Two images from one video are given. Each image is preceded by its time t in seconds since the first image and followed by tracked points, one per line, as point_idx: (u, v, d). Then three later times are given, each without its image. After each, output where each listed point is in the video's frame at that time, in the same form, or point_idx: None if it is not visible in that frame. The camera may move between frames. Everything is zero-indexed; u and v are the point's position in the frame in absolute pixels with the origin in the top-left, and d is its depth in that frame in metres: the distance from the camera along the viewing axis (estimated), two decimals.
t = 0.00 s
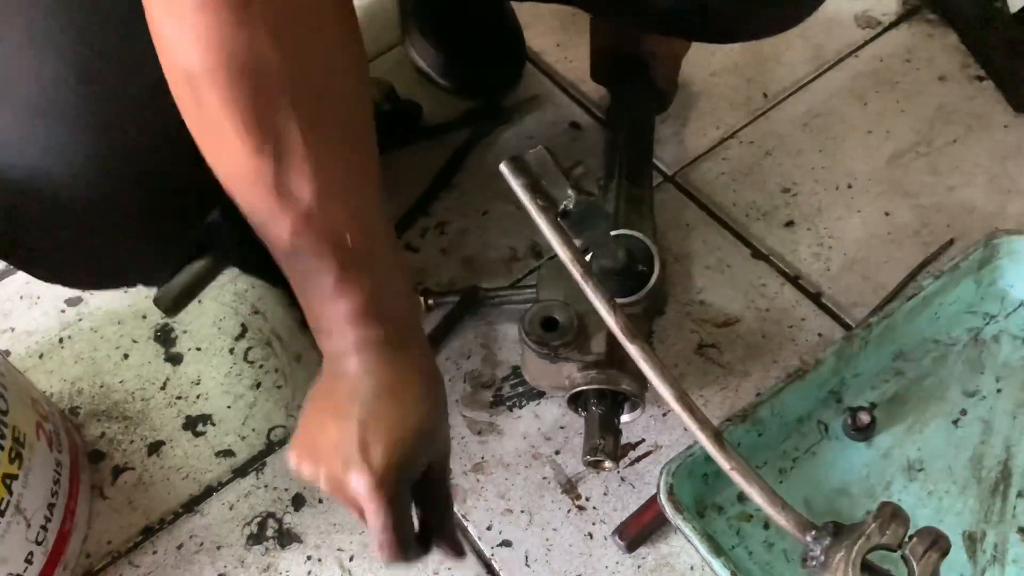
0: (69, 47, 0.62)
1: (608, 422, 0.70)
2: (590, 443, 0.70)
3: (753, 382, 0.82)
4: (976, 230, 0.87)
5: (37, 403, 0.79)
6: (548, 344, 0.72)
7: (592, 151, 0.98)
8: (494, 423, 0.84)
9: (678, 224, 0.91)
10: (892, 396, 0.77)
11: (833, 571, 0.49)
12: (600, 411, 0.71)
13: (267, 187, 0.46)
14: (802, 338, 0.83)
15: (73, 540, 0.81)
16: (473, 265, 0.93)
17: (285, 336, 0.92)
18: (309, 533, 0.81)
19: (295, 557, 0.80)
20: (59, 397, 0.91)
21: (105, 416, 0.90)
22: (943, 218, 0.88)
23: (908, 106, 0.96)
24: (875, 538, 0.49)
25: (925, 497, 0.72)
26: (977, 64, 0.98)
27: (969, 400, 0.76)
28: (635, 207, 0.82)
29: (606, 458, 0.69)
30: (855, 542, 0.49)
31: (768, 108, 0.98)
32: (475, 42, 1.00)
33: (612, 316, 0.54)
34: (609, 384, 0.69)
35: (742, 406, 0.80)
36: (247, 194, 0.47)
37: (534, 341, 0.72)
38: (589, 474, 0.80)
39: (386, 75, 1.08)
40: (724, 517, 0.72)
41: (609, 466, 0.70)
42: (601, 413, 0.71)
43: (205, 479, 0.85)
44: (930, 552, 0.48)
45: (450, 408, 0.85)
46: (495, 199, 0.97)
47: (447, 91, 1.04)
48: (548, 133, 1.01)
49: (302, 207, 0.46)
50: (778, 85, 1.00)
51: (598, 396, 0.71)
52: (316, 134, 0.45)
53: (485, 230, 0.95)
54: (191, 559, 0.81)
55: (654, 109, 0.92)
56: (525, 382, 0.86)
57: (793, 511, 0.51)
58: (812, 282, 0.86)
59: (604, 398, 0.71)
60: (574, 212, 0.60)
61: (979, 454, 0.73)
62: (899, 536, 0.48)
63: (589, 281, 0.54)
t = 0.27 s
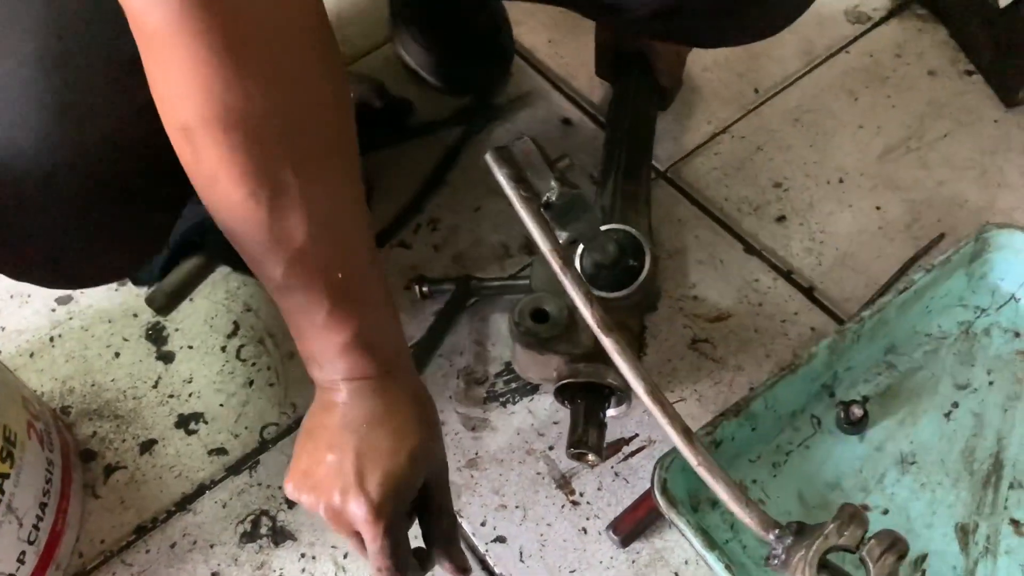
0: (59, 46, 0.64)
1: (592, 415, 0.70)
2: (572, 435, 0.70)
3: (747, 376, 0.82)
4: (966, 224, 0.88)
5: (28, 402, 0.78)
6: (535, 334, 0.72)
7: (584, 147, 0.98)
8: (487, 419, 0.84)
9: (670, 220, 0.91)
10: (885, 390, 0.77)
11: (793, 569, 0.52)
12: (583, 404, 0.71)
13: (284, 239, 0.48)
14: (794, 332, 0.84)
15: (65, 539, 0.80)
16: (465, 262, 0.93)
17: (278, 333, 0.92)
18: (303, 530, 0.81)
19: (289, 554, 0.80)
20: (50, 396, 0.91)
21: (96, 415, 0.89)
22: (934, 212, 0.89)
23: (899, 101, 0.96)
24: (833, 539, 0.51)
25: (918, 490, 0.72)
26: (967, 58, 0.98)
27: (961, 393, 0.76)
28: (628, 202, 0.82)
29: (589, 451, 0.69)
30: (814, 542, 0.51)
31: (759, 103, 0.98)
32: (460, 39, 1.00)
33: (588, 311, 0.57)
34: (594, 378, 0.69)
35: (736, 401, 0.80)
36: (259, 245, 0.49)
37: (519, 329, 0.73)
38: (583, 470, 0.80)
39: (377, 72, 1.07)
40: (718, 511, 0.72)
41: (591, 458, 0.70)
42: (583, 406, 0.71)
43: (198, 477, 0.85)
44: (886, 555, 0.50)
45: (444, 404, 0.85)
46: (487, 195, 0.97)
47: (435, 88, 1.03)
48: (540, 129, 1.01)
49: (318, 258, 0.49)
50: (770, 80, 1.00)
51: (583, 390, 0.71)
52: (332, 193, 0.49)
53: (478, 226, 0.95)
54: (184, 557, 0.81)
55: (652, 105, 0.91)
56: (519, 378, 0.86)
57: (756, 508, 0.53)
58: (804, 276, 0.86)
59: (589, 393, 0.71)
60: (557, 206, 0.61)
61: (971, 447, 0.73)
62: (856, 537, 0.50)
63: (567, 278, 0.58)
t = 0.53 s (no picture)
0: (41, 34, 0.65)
1: (586, 413, 0.70)
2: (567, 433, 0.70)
3: (740, 373, 0.82)
4: (959, 220, 0.88)
5: (21, 403, 0.78)
6: (529, 334, 0.73)
7: (578, 145, 0.98)
8: (482, 417, 0.84)
9: (664, 217, 0.91)
10: (878, 386, 0.77)
11: (783, 565, 0.52)
12: (578, 401, 0.71)
13: (286, 261, 0.49)
14: (788, 329, 0.84)
15: (59, 540, 0.80)
16: (459, 260, 0.93)
17: (271, 332, 0.92)
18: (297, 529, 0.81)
19: (283, 554, 0.80)
20: (43, 397, 0.90)
21: (90, 415, 0.89)
22: (927, 208, 0.89)
23: (892, 98, 0.97)
24: (825, 535, 0.50)
25: (911, 486, 0.72)
26: (960, 55, 0.98)
27: (954, 389, 0.76)
28: (621, 199, 0.82)
29: (582, 451, 0.69)
30: (807, 537, 0.51)
31: (753, 100, 0.98)
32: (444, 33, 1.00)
33: (581, 310, 0.58)
34: (589, 375, 0.69)
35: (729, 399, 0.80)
36: (256, 269, 0.49)
37: (514, 328, 0.73)
38: (577, 468, 0.80)
39: (370, 71, 1.07)
40: (712, 508, 0.72)
41: (586, 456, 0.71)
42: (578, 404, 0.71)
43: (192, 477, 0.85)
44: (879, 551, 0.50)
45: (438, 402, 0.85)
46: (481, 194, 0.97)
47: (428, 87, 1.04)
48: (534, 127, 1.00)
49: (317, 279, 0.50)
50: (763, 77, 1.00)
51: (577, 386, 0.71)
52: (334, 219, 0.51)
53: (471, 225, 0.95)
54: (178, 557, 0.81)
55: (647, 103, 0.91)
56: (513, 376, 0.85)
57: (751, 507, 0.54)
58: (797, 273, 0.87)
59: (584, 390, 0.71)
60: (549, 203, 0.60)
61: (964, 443, 0.74)
62: (849, 534, 0.50)
63: (558, 276, 0.58)
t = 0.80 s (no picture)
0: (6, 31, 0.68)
1: (590, 411, 0.72)
2: (571, 433, 0.72)
3: (741, 370, 0.82)
4: (959, 217, 0.88)
5: (23, 401, 0.78)
6: (531, 332, 0.72)
7: (578, 143, 0.98)
8: (482, 415, 0.84)
9: (664, 215, 0.91)
10: (878, 383, 0.77)
11: (796, 556, 0.53)
12: (581, 401, 0.72)
13: (302, 302, 0.53)
14: (788, 327, 0.84)
15: (61, 538, 0.80)
16: (459, 258, 0.93)
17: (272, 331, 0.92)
18: (298, 527, 0.81)
19: (285, 551, 0.80)
20: (45, 396, 0.90)
21: (91, 414, 0.89)
22: (927, 206, 0.89)
23: (892, 95, 0.97)
24: (835, 525, 0.51)
25: (911, 482, 0.72)
26: (959, 52, 0.99)
27: (954, 386, 0.76)
28: (621, 197, 0.82)
29: (587, 448, 0.71)
30: (817, 528, 0.52)
31: (752, 98, 0.99)
32: (438, 21, 1.00)
33: (586, 304, 0.59)
34: (593, 374, 0.69)
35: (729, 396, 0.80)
36: (273, 294, 0.53)
37: (516, 328, 0.73)
38: (578, 465, 0.80)
39: (370, 69, 1.07)
40: (712, 505, 0.72)
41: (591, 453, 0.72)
42: (581, 403, 0.72)
43: (194, 475, 0.85)
44: (889, 540, 0.51)
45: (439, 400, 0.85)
46: (481, 192, 0.97)
47: (429, 85, 1.04)
48: (534, 125, 1.01)
49: (332, 318, 0.54)
50: (763, 75, 1.00)
51: (580, 386, 0.72)
52: (344, 256, 0.54)
53: (472, 223, 0.95)
54: (181, 555, 0.81)
55: (643, 103, 0.92)
56: (513, 374, 0.86)
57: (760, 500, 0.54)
58: (797, 271, 0.87)
59: (587, 388, 0.72)
60: (552, 200, 0.60)
61: (964, 439, 0.74)
62: (858, 524, 0.51)
63: (564, 271, 0.59)
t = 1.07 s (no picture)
0: None
1: (589, 413, 0.71)
2: (569, 434, 0.71)
3: (740, 372, 0.82)
4: (959, 218, 0.88)
5: (19, 400, 0.78)
6: (530, 332, 0.72)
7: (577, 144, 0.98)
8: (480, 416, 0.83)
9: (663, 215, 0.91)
10: (878, 385, 0.77)
11: (796, 560, 0.53)
12: (580, 401, 0.71)
13: (291, 318, 0.55)
14: (787, 328, 0.83)
15: (57, 538, 0.80)
16: (457, 259, 0.93)
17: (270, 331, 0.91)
18: (295, 528, 0.81)
19: (280, 553, 0.80)
20: (41, 395, 0.90)
21: (88, 414, 0.89)
22: (927, 207, 0.89)
23: (892, 96, 0.96)
24: (836, 530, 0.51)
25: (911, 486, 0.72)
26: (960, 53, 0.98)
27: (954, 388, 0.76)
28: (620, 198, 0.82)
29: (585, 449, 0.70)
30: (818, 535, 0.51)
31: (752, 99, 0.98)
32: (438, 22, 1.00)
33: (583, 306, 0.58)
34: (592, 374, 0.69)
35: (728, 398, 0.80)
36: (259, 309, 0.55)
37: (514, 326, 0.72)
38: (576, 467, 0.80)
39: (368, 69, 1.07)
40: (711, 507, 0.72)
41: (590, 456, 0.71)
42: (580, 403, 0.71)
43: (190, 476, 0.85)
44: (889, 544, 0.50)
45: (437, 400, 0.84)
46: (479, 192, 0.97)
47: (428, 85, 1.03)
48: (533, 125, 1.00)
49: (317, 329, 0.56)
50: (762, 75, 1.00)
51: (579, 387, 0.72)
52: (326, 270, 0.56)
53: (470, 223, 0.95)
54: (177, 556, 0.81)
55: (642, 103, 0.91)
56: (511, 375, 0.85)
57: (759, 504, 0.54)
58: (797, 272, 0.86)
59: (585, 389, 0.72)
60: (551, 201, 0.60)
61: (963, 442, 0.73)
62: (859, 528, 0.50)
63: (559, 272, 0.58)
